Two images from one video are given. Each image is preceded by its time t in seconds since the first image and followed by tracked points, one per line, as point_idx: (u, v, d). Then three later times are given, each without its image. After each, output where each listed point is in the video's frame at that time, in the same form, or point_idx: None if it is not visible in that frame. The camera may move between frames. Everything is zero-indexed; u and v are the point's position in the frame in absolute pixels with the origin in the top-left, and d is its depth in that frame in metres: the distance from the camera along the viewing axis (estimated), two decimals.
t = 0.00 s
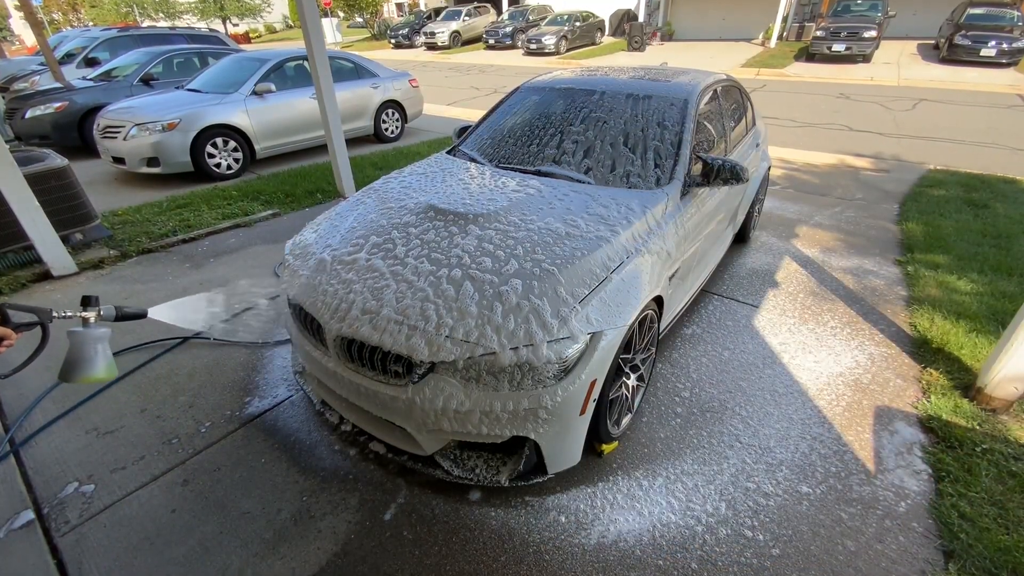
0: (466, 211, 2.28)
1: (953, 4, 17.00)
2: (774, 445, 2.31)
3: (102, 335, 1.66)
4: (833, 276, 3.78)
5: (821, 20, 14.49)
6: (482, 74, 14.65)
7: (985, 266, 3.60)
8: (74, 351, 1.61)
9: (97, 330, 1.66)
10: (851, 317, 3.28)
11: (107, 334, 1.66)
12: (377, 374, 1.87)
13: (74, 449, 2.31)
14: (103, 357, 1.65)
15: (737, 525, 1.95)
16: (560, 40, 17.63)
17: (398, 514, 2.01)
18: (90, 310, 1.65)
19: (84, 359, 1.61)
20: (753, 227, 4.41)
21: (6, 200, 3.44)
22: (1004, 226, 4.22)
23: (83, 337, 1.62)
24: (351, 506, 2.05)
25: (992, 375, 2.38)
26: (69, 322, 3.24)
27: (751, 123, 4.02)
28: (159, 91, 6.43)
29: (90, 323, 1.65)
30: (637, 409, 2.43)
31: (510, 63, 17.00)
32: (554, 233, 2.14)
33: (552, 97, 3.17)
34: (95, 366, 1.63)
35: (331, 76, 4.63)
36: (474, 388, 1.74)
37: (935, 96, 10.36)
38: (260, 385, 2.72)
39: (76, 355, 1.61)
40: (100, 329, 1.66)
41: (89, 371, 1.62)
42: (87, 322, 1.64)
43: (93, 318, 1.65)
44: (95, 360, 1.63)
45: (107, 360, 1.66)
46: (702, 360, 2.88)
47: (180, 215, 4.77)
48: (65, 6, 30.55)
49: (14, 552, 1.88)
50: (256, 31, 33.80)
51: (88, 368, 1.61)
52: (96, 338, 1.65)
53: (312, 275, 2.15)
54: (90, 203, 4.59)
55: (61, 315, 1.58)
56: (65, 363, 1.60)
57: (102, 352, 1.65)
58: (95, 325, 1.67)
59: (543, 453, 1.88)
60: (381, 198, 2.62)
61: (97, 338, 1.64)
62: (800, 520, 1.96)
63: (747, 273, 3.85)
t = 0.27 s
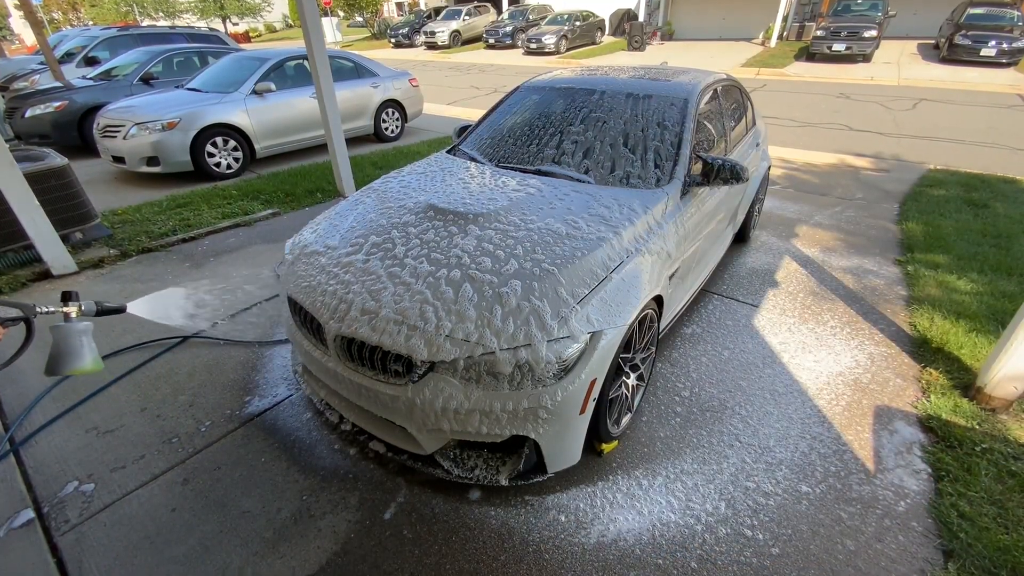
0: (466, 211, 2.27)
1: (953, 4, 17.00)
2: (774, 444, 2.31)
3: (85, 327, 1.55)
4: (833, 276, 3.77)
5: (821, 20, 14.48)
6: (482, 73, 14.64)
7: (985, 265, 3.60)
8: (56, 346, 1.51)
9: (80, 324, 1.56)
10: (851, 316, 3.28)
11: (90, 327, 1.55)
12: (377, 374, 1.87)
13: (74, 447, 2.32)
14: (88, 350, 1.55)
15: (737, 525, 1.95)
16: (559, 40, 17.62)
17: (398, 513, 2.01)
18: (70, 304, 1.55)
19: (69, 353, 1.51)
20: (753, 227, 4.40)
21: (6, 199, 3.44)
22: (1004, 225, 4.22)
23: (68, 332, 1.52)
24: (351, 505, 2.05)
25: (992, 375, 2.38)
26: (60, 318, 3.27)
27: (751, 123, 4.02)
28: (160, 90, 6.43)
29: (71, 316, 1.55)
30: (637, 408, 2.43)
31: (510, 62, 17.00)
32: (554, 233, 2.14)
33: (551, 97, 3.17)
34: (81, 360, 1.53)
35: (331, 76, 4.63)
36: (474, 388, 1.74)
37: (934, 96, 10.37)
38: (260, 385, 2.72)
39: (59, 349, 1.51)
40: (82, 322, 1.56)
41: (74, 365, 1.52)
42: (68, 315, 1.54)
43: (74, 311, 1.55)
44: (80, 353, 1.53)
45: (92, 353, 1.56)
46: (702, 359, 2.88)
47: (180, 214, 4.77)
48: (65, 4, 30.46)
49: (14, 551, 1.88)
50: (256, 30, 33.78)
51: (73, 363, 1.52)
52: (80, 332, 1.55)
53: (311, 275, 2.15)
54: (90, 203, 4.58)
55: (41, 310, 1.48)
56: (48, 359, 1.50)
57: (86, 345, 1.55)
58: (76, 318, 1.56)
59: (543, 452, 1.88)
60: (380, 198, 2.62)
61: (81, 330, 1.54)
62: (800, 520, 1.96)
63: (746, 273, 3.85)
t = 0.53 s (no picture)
0: (465, 211, 2.27)
1: (953, 4, 16.98)
2: (774, 444, 2.31)
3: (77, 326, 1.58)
4: (833, 276, 3.77)
5: (821, 19, 14.49)
6: (482, 73, 14.64)
7: (985, 265, 3.61)
8: (48, 344, 1.53)
9: (72, 322, 1.59)
10: (851, 316, 3.28)
11: (82, 325, 1.58)
12: (376, 373, 1.87)
13: (74, 447, 2.32)
14: (81, 348, 1.58)
15: (737, 524, 1.95)
16: (560, 39, 17.60)
17: (398, 513, 2.01)
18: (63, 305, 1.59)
19: (62, 351, 1.53)
20: (753, 227, 4.40)
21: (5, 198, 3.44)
22: (1003, 225, 4.22)
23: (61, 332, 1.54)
24: (351, 504, 2.05)
25: (992, 375, 2.38)
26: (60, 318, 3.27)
27: (751, 123, 4.01)
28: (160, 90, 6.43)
29: (63, 316, 1.58)
30: (637, 407, 2.43)
31: (510, 62, 17.00)
32: (554, 233, 2.13)
33: (552, 96, 3.17)
34: (75, 357, 1.56)
35: (331, 76, 4.63)
36: (474, 387, 1.74)
37: (934, 95, 10.37)
38: (260, 384, 2.72)
39: (51, 347, 1.53)
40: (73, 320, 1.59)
41: (68, 363, 1.54)
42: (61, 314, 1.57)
43: (66, 311, 1.58)
44: (74, 351, 1.56)
45: (85, 350, 1.59)
46: (702, 359, 2.89)
47: (180, 214, 4.77)
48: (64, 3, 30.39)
49: (14, 550, 1.88)
50: (256, 29, 33.73)
51: (67, 360, 1.54)
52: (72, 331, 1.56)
53: (311, 274, 2.15)
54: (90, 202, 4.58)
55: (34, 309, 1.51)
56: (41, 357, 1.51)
57: (80, 342, 1.57)
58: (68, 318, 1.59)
59: (543, 452, 1.88)
60: (380, 198, 2.62)
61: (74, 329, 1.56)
62: (800, 519, 1.96)
63: (746, 273, 3.85)
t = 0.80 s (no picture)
0: (465, 211, 2.27)
1: (954, 4, 16.97)
2: (774, 443, 2.31)
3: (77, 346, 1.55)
4: (833, 276, 3.77)
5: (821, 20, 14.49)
6: (482, 72, 14.64)
7: (985, 265, 3.61)
8: (46, 364, 1.49)
9: (72, 342, 1.56)
10: (851, 316, 3.28)
11: (82, 345, 1.55)
12: (376, 374, 1.87)
13: (74, 446, 2.32)
14: (80, 369, 1.54)
15: (737, 524, 1.95)
16: (560, 39, 17.59)
17: (398, 513, 2.01)
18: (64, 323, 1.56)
19: (59, 371, 1.50)
20: (753, 226, 4.40)
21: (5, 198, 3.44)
22: (1003, 225, 4.23)
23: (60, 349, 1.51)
24: (351, 504, 2.05)
25: (992, 375, 2.38)
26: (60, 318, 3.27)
27: (751, 123, 4.01)
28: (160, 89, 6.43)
29: (63, 335, 1.55)
30: (637, 407, 2.43)
31: (510, 62, 16.99)
32: (555, 233, 2.13)
33: (552, 96, 3.17)
34: (73, 378, 1.52)
35: (331, 75, 4.63)
36: (474, 387, 1.74)
37: (935, 95, 10.36)
38: (260, 384, 2.72)
39: (49, 368, 1.50)
40: (73, 341, 1.56)
41: (66, 384, 1.50)
42: (61, 334, 1.54)
43: (66, 330, 1.56)
44: (72, 371, 1.52)
45: (83, 371, 1.55)
46: (702, 359, 2.89)
47: (180, 213, 4.77)
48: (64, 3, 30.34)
49: (14, 550, 1.88)
50: (255, 29, 33.68)
51: (65, 381, 1.50)
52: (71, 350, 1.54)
53: (310, 274, 2.15)
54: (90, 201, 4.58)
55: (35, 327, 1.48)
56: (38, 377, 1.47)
57: (78, 363, 1.54)
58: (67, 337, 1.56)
59: (543, 452, 1.88)
60: (380, 198, 2.62)
61: (74, 348, 1.53)
62: (800, 519, 1.96)
63: (747, 273, 3.85)
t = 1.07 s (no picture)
0: (465, 211, 2.27)
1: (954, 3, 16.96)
2: (774, 443, 2.31)
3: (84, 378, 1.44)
4: (833, 276, 3.77)
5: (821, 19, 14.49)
6: (482, 72, 14.64)
7: (985, 265, 3.61)
8: (48, 399, 1.37)
9: (79, 375, 1.44)
10: (851, 316, 3.28)
11: (90, 377, 1.43)
12: (376, 374, 1.87)
13: (74, 446, 2.31)
14: (85, 402, 1.41)
15: (736, 524, 1.95)
16: (560, 38, 17.58)
17: (398, 513, 2.01)
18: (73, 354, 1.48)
19: (63, 405, 1.37)
20: (753, 226, 4.40)
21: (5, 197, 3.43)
22: (1003, 225, 4.23)
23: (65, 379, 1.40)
24: (351, 504, 2.05)
25: (992, 375, 2.38)
26: (60, 318, 3.26)
27: (751, 122, 4.01)
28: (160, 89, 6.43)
29: (71, 368, 1.46)
30: (637, 407, 2.43)
31: (510, 61, 16.99)
32: (554, 233, 2.13)
33: (552, 96, 3.17)
34: (76, 412, 1.38)
35: (331, 75, 4.62)
36: (474, 388, 1.74)
37: (934, 95, 10.36)
38: (259, 384, 2.72)
39: (50, 402, 1.37)
40: (80, 373, 1.46)
41: (67, 418, 1.37)
42: (69, 366, 1.45)
43: (75, 362, 1.47)
44: (76, 405, 1.39)
45: (89, 405, 1.42)
46: (702, 359, 2.88)
47: (180, 213, 4.76)
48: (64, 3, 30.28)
49: (13, 550, 1.88)
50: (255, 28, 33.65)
51: (67, 416, 1.36)
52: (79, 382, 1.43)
53: (310, 274, 2.15)
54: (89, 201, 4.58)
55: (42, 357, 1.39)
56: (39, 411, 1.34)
57: (84, 395, 1.42)
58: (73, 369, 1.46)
59: (543, 452, 1.88)
60: (380, 197, 2.61)
61: (81, 380, 1.42)
62: (800, 519, 1.96)
63: (747, 273, 3.85)
